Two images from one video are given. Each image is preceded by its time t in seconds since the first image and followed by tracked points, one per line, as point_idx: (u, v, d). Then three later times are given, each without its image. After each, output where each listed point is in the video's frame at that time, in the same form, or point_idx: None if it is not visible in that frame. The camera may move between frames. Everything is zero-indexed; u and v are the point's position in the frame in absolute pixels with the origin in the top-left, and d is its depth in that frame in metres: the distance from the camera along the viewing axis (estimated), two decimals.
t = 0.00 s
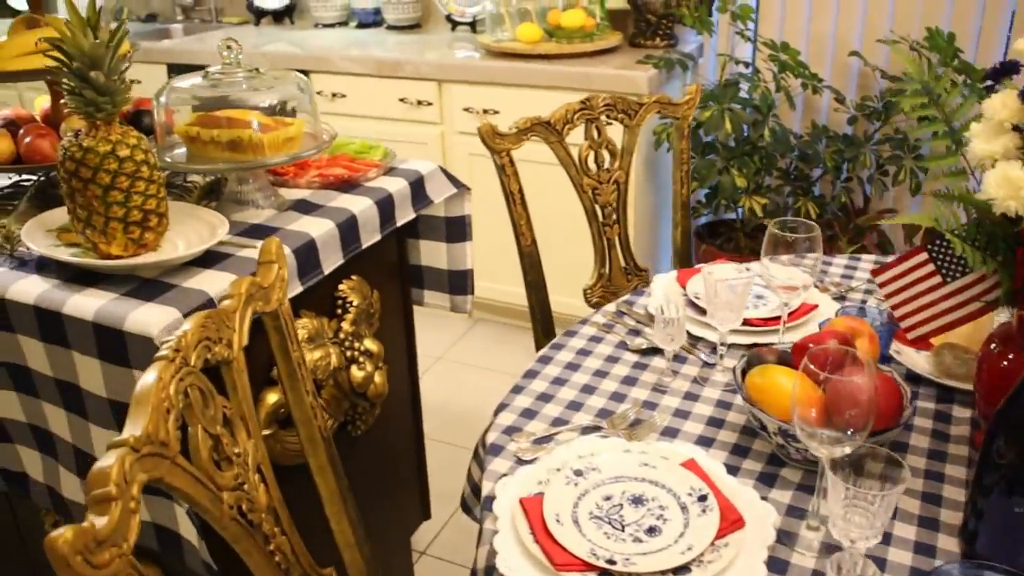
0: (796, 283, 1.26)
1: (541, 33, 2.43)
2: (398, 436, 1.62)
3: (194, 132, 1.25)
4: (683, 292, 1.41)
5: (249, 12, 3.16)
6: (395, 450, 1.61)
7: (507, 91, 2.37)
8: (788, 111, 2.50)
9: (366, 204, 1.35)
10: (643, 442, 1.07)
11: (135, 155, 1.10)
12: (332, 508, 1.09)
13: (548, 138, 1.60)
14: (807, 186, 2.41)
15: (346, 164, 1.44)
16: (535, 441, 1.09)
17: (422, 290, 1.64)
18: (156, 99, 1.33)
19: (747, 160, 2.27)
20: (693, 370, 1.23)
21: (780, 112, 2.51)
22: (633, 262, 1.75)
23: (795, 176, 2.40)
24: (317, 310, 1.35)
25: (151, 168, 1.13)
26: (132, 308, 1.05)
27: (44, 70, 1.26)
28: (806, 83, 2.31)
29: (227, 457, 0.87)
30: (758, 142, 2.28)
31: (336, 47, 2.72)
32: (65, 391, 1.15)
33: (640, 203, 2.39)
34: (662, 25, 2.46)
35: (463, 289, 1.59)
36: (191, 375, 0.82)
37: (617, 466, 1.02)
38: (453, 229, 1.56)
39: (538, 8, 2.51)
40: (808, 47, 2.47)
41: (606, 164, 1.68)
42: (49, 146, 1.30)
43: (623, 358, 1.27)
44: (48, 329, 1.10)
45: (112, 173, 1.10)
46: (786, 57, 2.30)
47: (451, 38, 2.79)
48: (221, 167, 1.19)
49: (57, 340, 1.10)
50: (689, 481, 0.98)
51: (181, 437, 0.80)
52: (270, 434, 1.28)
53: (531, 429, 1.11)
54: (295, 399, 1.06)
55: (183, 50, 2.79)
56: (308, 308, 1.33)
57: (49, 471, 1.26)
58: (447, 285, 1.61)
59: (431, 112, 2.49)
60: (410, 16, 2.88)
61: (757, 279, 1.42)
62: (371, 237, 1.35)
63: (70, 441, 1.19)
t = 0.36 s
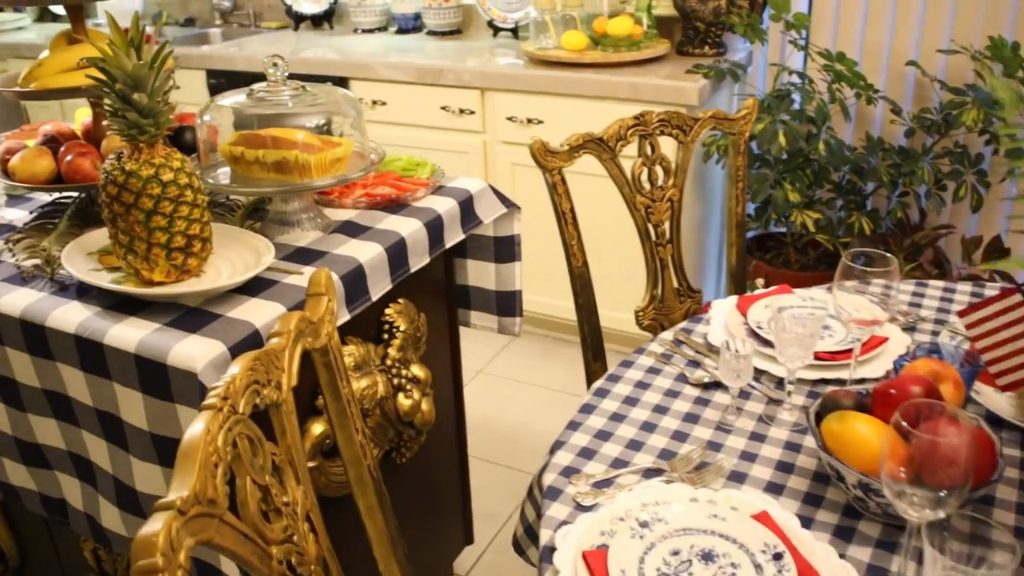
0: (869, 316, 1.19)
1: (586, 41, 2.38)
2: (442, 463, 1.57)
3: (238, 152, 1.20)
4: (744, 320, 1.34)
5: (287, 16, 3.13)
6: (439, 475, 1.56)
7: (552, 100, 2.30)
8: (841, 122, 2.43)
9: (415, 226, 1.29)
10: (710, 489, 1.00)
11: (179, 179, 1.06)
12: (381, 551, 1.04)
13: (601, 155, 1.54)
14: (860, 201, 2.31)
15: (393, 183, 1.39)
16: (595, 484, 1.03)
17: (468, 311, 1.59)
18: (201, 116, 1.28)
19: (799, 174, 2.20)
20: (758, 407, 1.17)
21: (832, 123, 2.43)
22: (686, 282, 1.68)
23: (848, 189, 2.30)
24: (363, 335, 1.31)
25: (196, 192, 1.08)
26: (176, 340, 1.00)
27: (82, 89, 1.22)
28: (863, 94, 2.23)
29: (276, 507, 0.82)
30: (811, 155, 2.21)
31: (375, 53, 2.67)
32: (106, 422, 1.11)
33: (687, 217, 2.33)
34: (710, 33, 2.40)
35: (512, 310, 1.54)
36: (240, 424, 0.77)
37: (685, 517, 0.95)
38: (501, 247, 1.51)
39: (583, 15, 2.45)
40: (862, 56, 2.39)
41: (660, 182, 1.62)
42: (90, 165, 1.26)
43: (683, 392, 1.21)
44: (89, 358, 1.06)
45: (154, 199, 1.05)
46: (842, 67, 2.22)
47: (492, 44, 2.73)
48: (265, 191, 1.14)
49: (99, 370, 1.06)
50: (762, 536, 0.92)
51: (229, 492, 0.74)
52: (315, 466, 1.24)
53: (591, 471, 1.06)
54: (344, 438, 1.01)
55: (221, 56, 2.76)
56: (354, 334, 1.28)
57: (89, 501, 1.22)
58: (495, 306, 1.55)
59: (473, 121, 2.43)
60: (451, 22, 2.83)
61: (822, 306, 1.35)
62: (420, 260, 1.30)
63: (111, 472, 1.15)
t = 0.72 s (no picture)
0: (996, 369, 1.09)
1: (684, 51, 2.29)
2: (521, 491, 1.51)
3: (327, 170, 1.16)
4: (853, 362, 1.25)
5: (378, 17, 3.11)
6: (519, 504, 1.51)
7: (646, 112, 2.22)
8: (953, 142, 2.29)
9: (506, 250, 1.24)
10: (819, 557, 0.92)
11: (266, 199, 1.02)
12: None
13: (702, 178, 1.46)
14: (971, 227, 2.16)
15: (484, 203, 1.33)
16: (692, 542, 0.96)
17: (556, 335, 1.53)
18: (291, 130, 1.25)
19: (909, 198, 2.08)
20: (870, 463, 1.07)
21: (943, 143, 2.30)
22: (786, 312, 1.59)
23: (959, 214, 2.15)
24: (448, 362, 1.26)
25: (283, 212, 1.04)
26: (258, 369, 0.97)
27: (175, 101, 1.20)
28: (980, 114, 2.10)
29: (356, 562, 0.77)
30: (922, 178, 2.08)
31: (466, 57, 2.63)
32: (185, 444, 1.08)
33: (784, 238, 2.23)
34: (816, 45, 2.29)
35: (602, 336, 1.48)
36: (322, 475, 0.73)
37: None
38: (593, 271, 1.44)
39: (682, 24, 2.36)
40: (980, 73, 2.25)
41: (763, 207, 1.53)
42: (178, 177, 1.24)
43: (786, 440, 1.13)
44: (170, 381, 1.03)
45: (241, 219, 1.01)
46: (959, 85, 2.09)
47: (585, 50, 2.66)
48: (353, 212, 1.09)
49: (179, 393, 1.03)
50: None
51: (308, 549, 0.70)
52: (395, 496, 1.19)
53: (687, 527, 0.98)
54: (427, 480, 0.96)
55: (312, 57, 2.75)
56: (439, 361, 1.23)
57: (165, 519, 1.20)
58: (584, 331, 1.49)
59: (563, 131, 2.36)
60: (543, 26, 2.77)
61: (942, 353, 1.25)
62: (510, 286, 1.24)
63: (188, 494, 1.12)
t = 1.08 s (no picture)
0: None
1: (787, 65, 2.20)
2: (598, 524, 1.46)
3: (414, 190, 1.13)
4: (965, 418, 1.13)
5: (470, 20, 3.08)
6: (595, 537, 1.45)
7: (743, 128, 2.13)
8: None
9: (596, 279, 1.18)
10: None
11: (350, 222, 0.98)
12: None
13: (805, 207, 1.38)
14: None
15: (574, 226, 1.28)
16: None
17: (642, 364, 1.47)
18: (379, 146, 1.22)
19: None
20: (981, 534, 0.98)
21: None
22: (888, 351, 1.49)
23: None
24: (529, 393, 1.21)
25: (367, 235, 1.01)
26: (335, 401, 0.93)
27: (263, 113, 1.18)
28: None
29: None
30: None
31: (558, 64, 2.57)
32: (258, 466, 1.06)
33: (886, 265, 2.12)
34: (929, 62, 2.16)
35: (690, 368, 1.41)
36: (395, 531, 0.69)
37: None
38: (684, 300, 1.38)
39: (785, 36, 2.27)
40: None
41: (868, 239, 1.44)
42: (263, 191, 1.22)
43: (888, 501, 1.05)
44: (245, 404, 1.01)
45: (324, 242, 0.98)
46: None
47: (681, 60, 2.58)
48: (438, 237, 1.05)
49: (254, 418, 1.01)
50: None
51: None
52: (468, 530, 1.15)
53: None
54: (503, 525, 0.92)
55: (403, 60, 2.73)
56: (520, 392, 1.19)
57: (235, 538, 1.18)
58: (672, 362, 1.43)
59: (656, 144, 2.29)
60: (638, 34, 2.70)
61: None
62: (598, 316, 1.19)
63: (259, 516, 1.10)
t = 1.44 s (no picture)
0: None
1: (873, 78, 2.10)
2: (657, 554, 1.40)
3: (479, 210, 1.09)
4: None
5: (545, 24, 3.04)
6: (653, 568, 1.40)
7: (823, 143, 2.05)
8: None
9: (665, 306, 1.13)
10: None
11: (411, 243, 0.95)
12: None
13: (889, 235, 1.30)
14: None
15: (643, 249, 1.23)
16: None
17: (709, 391, 1.42)
18: (445, 161, 1.19)
19: None
20: None
21: None
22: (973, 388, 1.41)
23: None
24: (591, 421, 1.17)
25: (428, 257, 0.98)
26: (388, 429, 0.90)
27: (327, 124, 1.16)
28: None
29: None
30: None
31: (633, 71, 2.52)
32: (309, 487, 1.04)
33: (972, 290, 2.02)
34: None
35: (760, 399, 1.35)
36: None
37: None
38: (757, 328, 1.32)
39: (872, 47, 2.18)
40: None
41: (956, 269, 1.36)
42: (326, 204, 1.19)
43: (971, 560, 0.98)
44: (299, 425, 0.99)
45: (384, 263, 0.95)
46: None
47: (761, 69, 2.50)
48: (502, 261, 1.02)
49: (307, 439, 0.98)
50: None
51: None
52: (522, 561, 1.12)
53: None
54: (557, 567, 0.88)
55: (476, 63, 2.71)
56: (581, 421, 1.15)
57: (286, 554, 1.16)
58: (741, 390, 1.37)
59: (731, 156, 2.21)
60: (717, 42, 2.62)
61: None
62: (665, 345, 1.14)
63: (309, 536, 1.08)
